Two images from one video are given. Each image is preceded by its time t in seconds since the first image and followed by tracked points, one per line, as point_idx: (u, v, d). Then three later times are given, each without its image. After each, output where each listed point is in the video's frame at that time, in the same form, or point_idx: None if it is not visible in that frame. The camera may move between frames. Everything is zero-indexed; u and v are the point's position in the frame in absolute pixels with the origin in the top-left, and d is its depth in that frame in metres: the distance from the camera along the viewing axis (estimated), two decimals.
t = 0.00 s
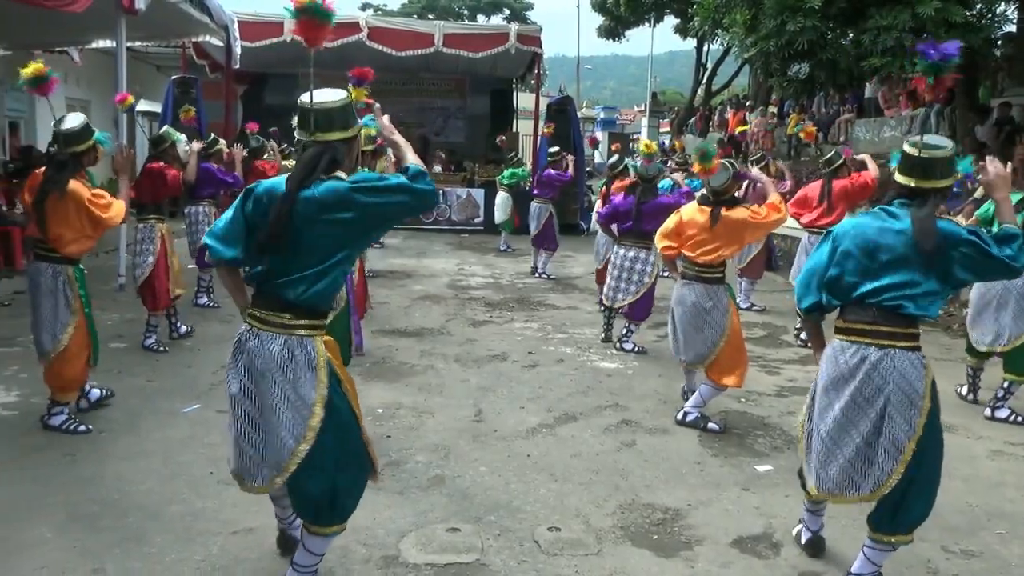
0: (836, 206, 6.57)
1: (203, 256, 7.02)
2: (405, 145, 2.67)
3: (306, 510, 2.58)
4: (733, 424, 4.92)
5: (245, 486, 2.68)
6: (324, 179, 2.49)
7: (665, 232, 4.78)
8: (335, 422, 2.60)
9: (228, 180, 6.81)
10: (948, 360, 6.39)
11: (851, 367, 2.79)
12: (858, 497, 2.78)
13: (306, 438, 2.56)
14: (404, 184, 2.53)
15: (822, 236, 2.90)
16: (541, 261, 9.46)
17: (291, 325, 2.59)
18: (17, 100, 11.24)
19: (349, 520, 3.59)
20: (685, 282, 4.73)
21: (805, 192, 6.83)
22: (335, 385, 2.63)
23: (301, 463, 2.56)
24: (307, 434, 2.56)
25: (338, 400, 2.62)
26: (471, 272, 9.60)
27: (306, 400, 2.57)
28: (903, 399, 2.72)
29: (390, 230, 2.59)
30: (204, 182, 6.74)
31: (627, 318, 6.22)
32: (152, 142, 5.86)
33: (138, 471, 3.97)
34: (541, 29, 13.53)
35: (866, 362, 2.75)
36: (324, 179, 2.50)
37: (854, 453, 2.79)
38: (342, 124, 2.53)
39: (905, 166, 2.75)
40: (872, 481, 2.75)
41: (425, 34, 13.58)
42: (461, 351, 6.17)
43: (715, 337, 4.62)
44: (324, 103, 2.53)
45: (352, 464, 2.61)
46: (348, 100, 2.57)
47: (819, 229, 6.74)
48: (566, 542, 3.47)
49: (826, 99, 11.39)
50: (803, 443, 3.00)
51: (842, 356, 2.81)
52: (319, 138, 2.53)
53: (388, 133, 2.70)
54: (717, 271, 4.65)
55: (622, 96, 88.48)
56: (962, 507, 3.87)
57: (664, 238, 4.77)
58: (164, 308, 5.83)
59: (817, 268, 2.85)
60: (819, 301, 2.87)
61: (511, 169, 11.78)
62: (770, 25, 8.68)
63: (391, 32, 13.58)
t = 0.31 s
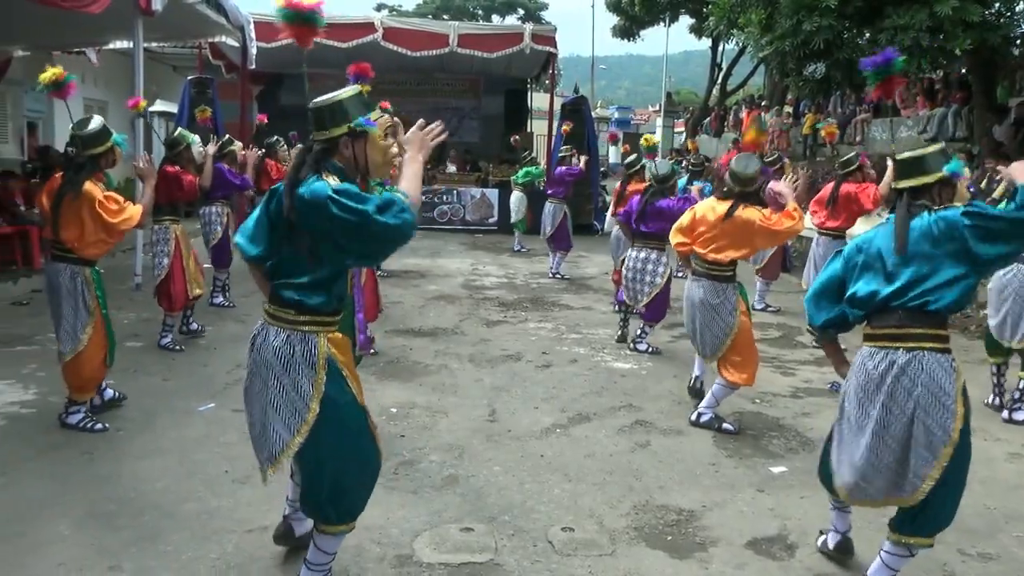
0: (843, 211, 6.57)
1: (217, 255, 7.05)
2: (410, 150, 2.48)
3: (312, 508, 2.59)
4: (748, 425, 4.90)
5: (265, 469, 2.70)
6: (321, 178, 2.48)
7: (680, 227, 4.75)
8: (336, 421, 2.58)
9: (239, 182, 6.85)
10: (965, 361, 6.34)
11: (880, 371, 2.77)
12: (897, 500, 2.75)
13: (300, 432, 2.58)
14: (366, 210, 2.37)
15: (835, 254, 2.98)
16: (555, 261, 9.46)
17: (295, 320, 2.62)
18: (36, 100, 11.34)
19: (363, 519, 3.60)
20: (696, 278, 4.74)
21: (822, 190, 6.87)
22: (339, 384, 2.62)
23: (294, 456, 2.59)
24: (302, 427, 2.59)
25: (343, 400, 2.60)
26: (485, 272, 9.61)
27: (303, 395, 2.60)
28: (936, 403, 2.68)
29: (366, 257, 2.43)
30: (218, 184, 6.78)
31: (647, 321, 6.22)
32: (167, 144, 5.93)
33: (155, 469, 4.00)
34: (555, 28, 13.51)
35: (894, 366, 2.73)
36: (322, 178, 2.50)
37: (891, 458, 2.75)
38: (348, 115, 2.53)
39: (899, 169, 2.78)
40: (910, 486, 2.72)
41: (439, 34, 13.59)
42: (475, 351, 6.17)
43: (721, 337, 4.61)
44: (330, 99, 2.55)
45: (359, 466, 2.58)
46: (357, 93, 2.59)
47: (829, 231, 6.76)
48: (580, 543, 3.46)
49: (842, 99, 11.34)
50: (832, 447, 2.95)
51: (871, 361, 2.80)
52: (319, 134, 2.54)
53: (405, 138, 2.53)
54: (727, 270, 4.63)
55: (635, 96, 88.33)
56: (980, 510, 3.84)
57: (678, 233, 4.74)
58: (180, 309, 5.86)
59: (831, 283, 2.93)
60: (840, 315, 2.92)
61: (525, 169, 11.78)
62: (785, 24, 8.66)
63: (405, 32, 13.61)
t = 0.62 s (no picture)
0: (853, 211, 6.59)
1: (230, 255, 7.09)
2: (425, 129, 2.51)
3: (321, 505, 2.60)
4: (760, 426, 4.88)
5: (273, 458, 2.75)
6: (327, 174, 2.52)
7: (691, 232, 4.72)
8: (343, 417, 2.58)
9: (250, 182, 6.85)
10: (979, 363, 6.31)
11: (891, 373, 2.75)
12: (915, 511, 2.71)
13: (302, 428, 2.59)
14: (375, 183, 2.42)
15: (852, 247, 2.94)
16: (567, 262, 9.46)
17: (304, 317, 2.64)
18: (50, 100, 11.42)
19: (374, 519, 3.60)
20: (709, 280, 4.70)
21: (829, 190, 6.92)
22: (345, 380, 2.62)
23: (297, 450, 2.61)
24: (304, 425, 2.60)
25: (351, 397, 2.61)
26: (496, 272, 9.61)
27: (308, 393, 2.60)
28: (950, 408, 2.66)
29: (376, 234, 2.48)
30: (230, 184, 6.78)
31: (655, 320, 6.20)
32: (183, 146, 5.96)
33: (168, 468, 4.02)
34: (567, 28, 13.50)
35: (906, 367, 2.71)
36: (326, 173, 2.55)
37: (909, 466, 2.72)
38: (369, 119, 2.54)
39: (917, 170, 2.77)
40: (928, 495, 2.68)
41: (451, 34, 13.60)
42: (487, 351, 6.17)
43: (729, 334, 4.62)
44: (353, 100, 2.54)
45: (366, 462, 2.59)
46: (376, 98, 2.59)
47: (839, 230, 6.79)
48: (591, 543, 3.46)
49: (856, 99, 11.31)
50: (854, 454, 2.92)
51: (881, 362, 2.78)
52: (338, 140, 2.56)
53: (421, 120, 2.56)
54: (739, 271, 4.61)
55: (646, 96, 88.22)
56: (994, 512, 3.82)
57: (690, 238, 4.72)
58: (193, 308, 5.89)
59: (848, 278, 2.90)
60: (856, 309, 2.89)
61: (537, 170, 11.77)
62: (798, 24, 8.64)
63: (417, 32, 13.62)
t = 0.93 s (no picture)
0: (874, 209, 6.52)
1: (246, 256, 7.16)
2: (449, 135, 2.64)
3: (342, 506, 2.60)
4: (772, 427, 4.87)
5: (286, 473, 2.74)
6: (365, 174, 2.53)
7: (704, 231, 4.63)
8: (370, 419, 2.60)
9: (268, 181, 6.88)
10: (993, 364, 6.27)
11: (904, 374, 2.71)
12: (919, 509, 2.71)
13: (351, 431, 2.56)
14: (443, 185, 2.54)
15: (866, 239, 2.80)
16: (579, 262, 9.47)
17: (332, 320, 2.61)
18: (65, 100, 11.50)
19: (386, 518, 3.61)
20: (726, 279, 4.69)
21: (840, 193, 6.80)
22: (376, 383, 2.63)
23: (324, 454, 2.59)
24: (350, 428, 2.57)
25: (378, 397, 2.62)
26: (508, 272, 9.62)
27: (349, 395, 2.58)
28: (962, 408, 2.66)
29: (414, 234, 2.58)
30: (247, 183, 6.81)
31: (670, 321, 6.20)
32: (201, 145, 5.99)
33: (181, 466, 4.04)
34: (580, 28, 13.48)
35: (921, 369, 2.68)
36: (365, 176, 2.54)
37: (912, 464, 2.71)
38: (383, 121, 2.55)
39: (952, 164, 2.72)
40: (933, 493, 2.69)
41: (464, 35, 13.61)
42: (499, 351, 6.17)
43: (750, 334, 4.59)
44: (368, 103, 2.54)
45: (386, 461, 2.61)
46: (393, 102, 2.57)
47: (857, 230, 6.70)
48: (603, 544, 3.46)
49: (869, 98, 11.28)
50: (850, 451, 2.90)
51: (894, 363, 2.74)
52: (364, 135, 2.55)
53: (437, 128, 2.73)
54: (760, 271, 4.59)
55: (658, 96, 88.07)
56: (1010, 514, 3.79)
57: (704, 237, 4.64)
58: (205, 306, 5.92)
59: (864, 271, 2.76)
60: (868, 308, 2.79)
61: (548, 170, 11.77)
62: (812, 24, 8.62)
63: (429, 32, 13.63)
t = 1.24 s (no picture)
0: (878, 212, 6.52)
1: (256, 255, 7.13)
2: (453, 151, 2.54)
3: (352, 506, 2.61)
4: (784, 428, 4.86)
5: (297, 468, 2.77)
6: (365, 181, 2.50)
7: (716, 227, 4.64)
8: (370, 417, 2.60)
9: (276, 179, 6.93)
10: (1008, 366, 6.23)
11: (926, 380, 2.71)
12: (943, 513, 2.70)
13: (333, 430, 2.62)
14: (408, 211, 2.40)
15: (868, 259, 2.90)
16: (589, 261, 9.46)
17: (333, 321, 2.65)
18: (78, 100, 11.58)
19: (397, 517, 3.62)
20: (740, 277, 4.68)
21: (856, 191, 6.78)
22: (375, 382, 2.63)
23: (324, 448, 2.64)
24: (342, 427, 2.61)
25: (378, 395, 2.62)
26: (519, 272, 9.62)
27: (337, 397, 2.61)
28: (986, 413, 2.63)
29: (403, 254, 2.46)
30: (256, 183, 6.85)
31: (681, 321, 6.17)
32: (209, 145, 6.02)
33: (194, 465, 4.06)
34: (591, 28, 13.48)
35: (941, 374, 2.67)
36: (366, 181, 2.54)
37: (937, 470, 2.69)
38: (397, 118, 2.56)
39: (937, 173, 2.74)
40: (958, 497, 2.67)
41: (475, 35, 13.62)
42: (510, 351, 6.17)
43: (762, 337, 4.57)
44: (374, 103, 2.56)
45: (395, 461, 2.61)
46: (406, 98, 2.61)
47: (867, 230, 6.68)
48: (613, 544, 3.46)
49: (882, 98, 11.24)
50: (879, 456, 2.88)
51: (917, 370, 2.75)
52: (369, 138, 2.56)
53: (450, 139, 2.60)
54: (773, 270, 4.58)
55: (668, 96, 87.87)
56: None
57: (716, 234, 4.64)
58: (218, 306, 5.95)
59: (867, 288, 2.86)
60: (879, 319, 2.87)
61: (559, 170, 11.76)
62: (824, 23, 8.63)
63: (440, 32, 13.64)
